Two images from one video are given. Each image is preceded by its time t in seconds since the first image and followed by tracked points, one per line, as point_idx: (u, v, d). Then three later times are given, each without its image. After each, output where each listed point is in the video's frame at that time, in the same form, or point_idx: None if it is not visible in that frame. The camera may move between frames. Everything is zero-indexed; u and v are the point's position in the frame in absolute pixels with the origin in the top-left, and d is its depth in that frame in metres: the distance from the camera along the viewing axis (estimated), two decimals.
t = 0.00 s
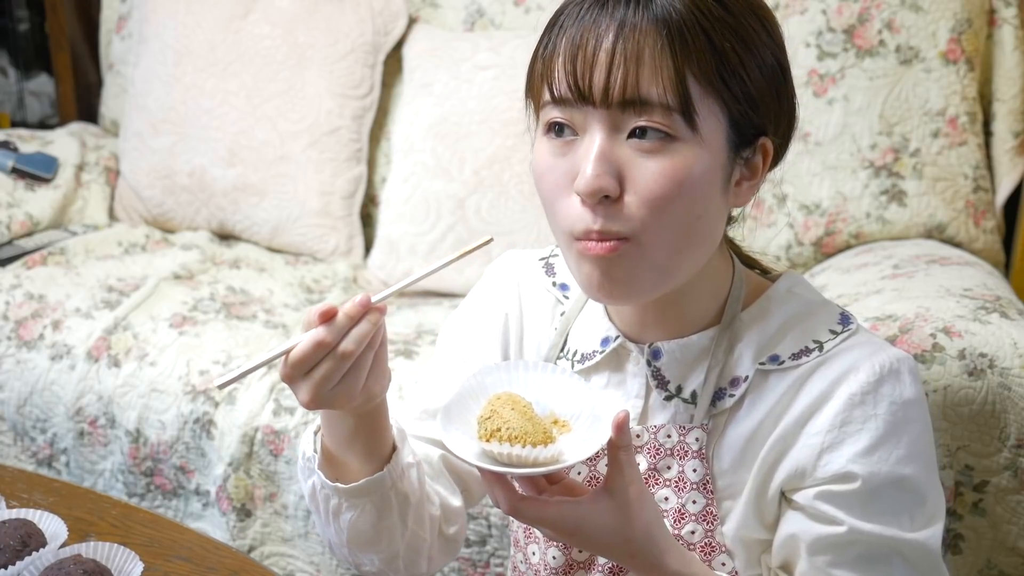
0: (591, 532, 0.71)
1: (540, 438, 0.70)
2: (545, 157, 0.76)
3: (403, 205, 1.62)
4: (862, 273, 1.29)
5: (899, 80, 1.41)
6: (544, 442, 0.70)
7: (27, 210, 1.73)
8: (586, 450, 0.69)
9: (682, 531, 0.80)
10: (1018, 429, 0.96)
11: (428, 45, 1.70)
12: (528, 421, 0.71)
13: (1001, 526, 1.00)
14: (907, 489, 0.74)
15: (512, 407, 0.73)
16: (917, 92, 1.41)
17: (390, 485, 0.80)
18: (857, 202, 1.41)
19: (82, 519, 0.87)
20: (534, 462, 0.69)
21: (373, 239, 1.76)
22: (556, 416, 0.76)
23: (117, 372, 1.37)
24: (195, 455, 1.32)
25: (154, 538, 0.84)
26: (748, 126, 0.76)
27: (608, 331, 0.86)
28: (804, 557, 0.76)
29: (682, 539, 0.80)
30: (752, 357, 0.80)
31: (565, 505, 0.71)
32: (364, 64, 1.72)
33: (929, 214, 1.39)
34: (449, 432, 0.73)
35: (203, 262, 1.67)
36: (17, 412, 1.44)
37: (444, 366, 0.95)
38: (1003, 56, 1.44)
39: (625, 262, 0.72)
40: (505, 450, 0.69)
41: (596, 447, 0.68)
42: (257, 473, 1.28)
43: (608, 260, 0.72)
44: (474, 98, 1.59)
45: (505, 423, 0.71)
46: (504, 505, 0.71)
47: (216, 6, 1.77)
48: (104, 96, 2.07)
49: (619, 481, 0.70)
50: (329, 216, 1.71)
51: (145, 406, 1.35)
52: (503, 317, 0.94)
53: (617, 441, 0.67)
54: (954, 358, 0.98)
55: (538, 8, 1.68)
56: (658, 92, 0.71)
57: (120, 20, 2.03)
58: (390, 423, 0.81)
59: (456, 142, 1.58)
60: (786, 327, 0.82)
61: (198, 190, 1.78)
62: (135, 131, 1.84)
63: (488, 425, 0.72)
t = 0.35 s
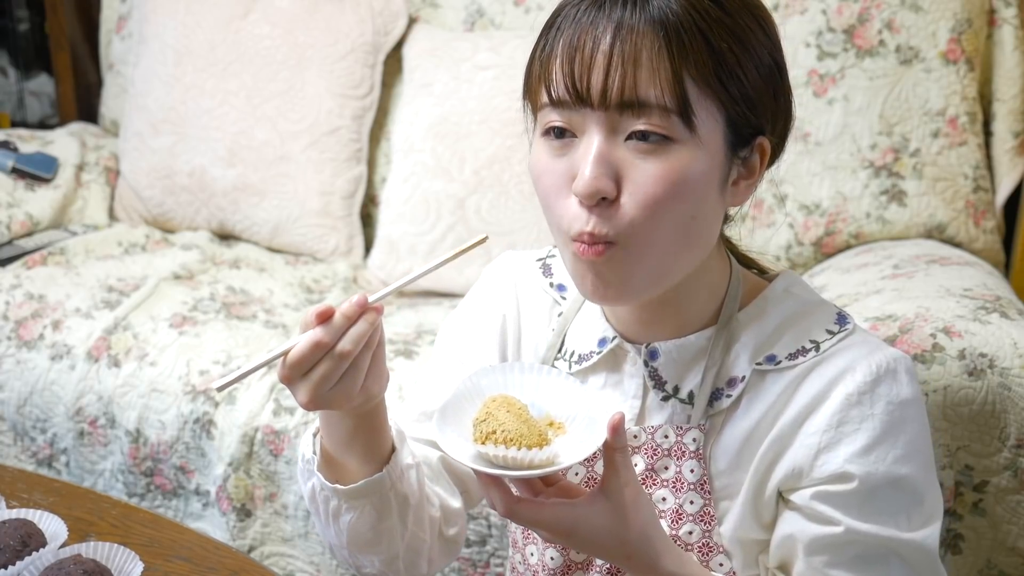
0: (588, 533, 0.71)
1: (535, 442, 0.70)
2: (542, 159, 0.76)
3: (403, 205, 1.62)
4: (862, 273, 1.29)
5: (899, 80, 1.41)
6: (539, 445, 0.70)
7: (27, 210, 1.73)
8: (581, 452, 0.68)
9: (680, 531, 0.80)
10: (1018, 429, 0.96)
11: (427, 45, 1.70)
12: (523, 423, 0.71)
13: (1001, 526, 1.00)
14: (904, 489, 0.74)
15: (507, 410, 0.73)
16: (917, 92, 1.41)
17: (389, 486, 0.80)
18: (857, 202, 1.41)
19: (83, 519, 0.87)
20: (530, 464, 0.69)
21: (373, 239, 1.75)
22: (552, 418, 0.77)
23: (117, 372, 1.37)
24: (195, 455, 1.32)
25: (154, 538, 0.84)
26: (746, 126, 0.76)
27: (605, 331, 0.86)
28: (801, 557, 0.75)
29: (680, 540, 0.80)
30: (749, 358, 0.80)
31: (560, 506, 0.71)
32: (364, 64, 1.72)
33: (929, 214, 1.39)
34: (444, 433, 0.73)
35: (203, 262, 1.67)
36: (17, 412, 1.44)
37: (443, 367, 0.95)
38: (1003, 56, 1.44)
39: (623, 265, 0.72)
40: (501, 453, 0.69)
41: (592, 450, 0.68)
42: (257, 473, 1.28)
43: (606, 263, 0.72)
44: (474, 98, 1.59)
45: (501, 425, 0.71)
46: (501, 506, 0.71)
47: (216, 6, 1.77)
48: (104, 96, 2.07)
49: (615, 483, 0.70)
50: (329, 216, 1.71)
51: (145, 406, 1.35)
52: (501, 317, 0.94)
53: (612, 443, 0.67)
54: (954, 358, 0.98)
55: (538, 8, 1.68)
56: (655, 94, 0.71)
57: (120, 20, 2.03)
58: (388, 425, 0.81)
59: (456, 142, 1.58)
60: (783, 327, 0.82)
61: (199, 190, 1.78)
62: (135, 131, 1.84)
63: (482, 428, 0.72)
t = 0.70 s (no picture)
0: (585, 538, 0.71)
1: (533, 445, 0.70)
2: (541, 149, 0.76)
3: (403, 205, 1.62)
4: (862, 273, 1.29)
5: (899, 80, 1.41)
6: (536, 447, 0.70)
7: (27, 210, 1.73)
8: (580, 458, 0.69)
9: (679, 534, 0.80)
10: (1018, 429, 0.96)
11: (427, 45, 1.70)
12: (520, 430, 0.71)
13: (1001, 526, 1.00)
14: (901, 490, 0.74)
15: (504, 415, 0.73)
16: (917, 92, 1.41)
17: (388, 487, 0.80)
18: (857, 202, 1.41)
19: (83, 518, 0.87)
20: (526, 471, 0.69)
21: (373, 239, 1.76)
22: (549, 422, 0.77)
23: (117, 372, 1.37)
24: (195, 455, 1.32)
25: (154, 538, 0.84)
26: (746, 124, 0.76)
27: (601, 335, 0.85)
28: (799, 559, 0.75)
29: (680, 543, 0.80)
30: (746, 361, 0.80)
31: (558, 513, 0.72)
32: (364, 64, 1.72)
33: (929, 214, 1.39)
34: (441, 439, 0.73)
35: (203, 262, 1.67)
36: (17, 412, 1.44)
37: (441, 368, 0.95)
38: (1003, 56, 1.44)
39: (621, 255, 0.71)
40: (497, 459, 0.69)
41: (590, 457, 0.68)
42: (257, 473, 1.28)
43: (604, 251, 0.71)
44: (474, 98, 1.59)
45: (497, 431, 0.71)
46: (498, 511, 0.71)
47: (216, 6, 1.77)
48: (104, 96, 2.07)
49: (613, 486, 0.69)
50: (329, 216, 1.71)
51: (145, 406, 1.35)
52: (500, 320, 0.94)
53: (609, 449, 0.67)
54: (954, 358, 0.98)
55: (538, 8, 1.68)
56: (655, 85, 0.71)
57: (120, 20, 2.03)
58: (387, 425, 0.82)
59: (456, 142, 1.58)
60: (779, 329, 0.82)
61: (199, 190, 1.78)
62: (135, 131, 1.84)
63: (478, 434, 0.72)
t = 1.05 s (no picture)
0: (588, 546, 0.71)
1: (535, 455, 0.70)
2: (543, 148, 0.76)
3: (403, 205, 1.62)
4: (862, 273, 1.29)
5: (899, 80, 1.41)
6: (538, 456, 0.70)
7: (27, 210, 1.73)
8: (580, 467, 0.69)
9: (680, 536, 0.80)
10: (1018, 429, 0.96)
11: (428, 45, 1.70)
12: (522, 440, 0.70)
13: (1001, 526, 1.00)
14: (902, 492, 0.74)
15: (506, 426, 0.72)
16: (917, 92, 1.41)
17: (391, 493, 0.80)
18: (857, 202, 1.41)
19: (83, 518, 0.87)
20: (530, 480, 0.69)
21: (373, 239, 1.75)
22: (550, 431, 0.77)
23: (117, 372, 1.37)
24: (195, 455, 1.32)
25: (154, 538, 0.84)
26: (748, 125, 0.76)
27: (600, 338, 0.85)
28: (800, 561, 0.76)
29: (680, 546, 0.80)
30: (746, 364, 0.80)
31: (559, 522, 0.72)
32: (364, 64, 1.72)
33: (929, 214, 1.39)
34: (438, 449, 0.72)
35: (203, 262, 1.67)
36: (17, 412, 1.44)
37: (440, 371, 0.95)
38: (1003, 56, 1.44)
39: (621, 252, 0.70)
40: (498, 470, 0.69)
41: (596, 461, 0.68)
42: (257, 473, 1.28)
43: (604, 249, 0.71)
44: (474, 98, 1.59)
45: (499, 442, 0.70)
46: (500, 522, 0.72)
47: (216, 6, 1.77)
48: (104, 96, 2.07)
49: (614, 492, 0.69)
50: (329, 216, 1.71)
51: (145, 406, 1.35)
52: (499, 322, 0.94)
53: (610, 456, 0.66)
54: (954, 358, 0.98)
55: (538, 8, 1.67)
56: (657, 84, 0.71)
57: (120, 20, 2.03)
58: (389, 432, 0.82)
59: (456, 142, 1.58)
60: (779, 332, 0.82)
61: (199, 190, 1.78)
62: (135, 131, 1.84)
63: (478, 446, 0.71)
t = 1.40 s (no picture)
0: (592, 548, 0.71)
1: (541, 457, 0.70)
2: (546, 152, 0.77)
3: (403, 205, 1.62)
4: (862, 273, 1.29)
5: (899, 80, 1.41)
6: (544, 458, 0.70)
7: (27, 210, 1.73)
8: (587, 469, 0.69)
9: (681, 537, 0.80)
10: (1018, 429, 0.96)
11: (427, 45, 1.70)
12: (529, 441, 0.71)
13: (1001, 526, 1.00)
14: (905, 497, 0.74)
15: (512, 427, 0.72)
16: (917, 92, 1.41)
17: (395, 491, 0.80)
18: (857, 202, 1.41)
19: (82, 518, 0.87)
20: (536, 482, 0.69)
21: (373, 239, 1.75)
22: (552, 434, 0.77)
23: (117, 372, 1.37)
24: (195, 455, 1.32)
25: (154, 538, 0.84)
26: (751, 128, 0.76)
27: (606, 338, 0.85)
28: (802, 564, 0.76)
29: (681, 546, 0.80)
30: (751, 365, 0.80)
31: (564, 523, 0.71)
32: (364, 64, 1.72)
33: (929, 214, 1.39)
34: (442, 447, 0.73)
35: (203, 262, 1.67)
36: (17, 412, 1.44)
37: (444, 370, 0.95)
38: (1003, 56, 1.44)
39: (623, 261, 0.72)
40: (507, 472, 0.68)
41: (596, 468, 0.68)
42: (257, 473, 1.28)
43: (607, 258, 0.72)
44: (474, 98, 1.59)
45: (506, 443, 0.70)
46: (505, 523, 0.72)
47: (216, 6, 1.77)
48: (104, 96, 2.07)
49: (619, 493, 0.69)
50: (329, 216, 1.71)
51: (145, 406, 1.35)
52: (502, 321, 0.94)
53: (617, 457, 0.66)
54: (954, 358, 0.98)
55: (538, 7, 1.67)
56: (661, 91, 0.71)
57: (120, 20, 2.03)
58: (394, 431, 0.81)
59: (456, 142, 1.58)
60: (785, 333, 0.81)
61: (199, 190, 1.78)
62: (135, 131, 1.84)
63: (483, 445, 0.71)
